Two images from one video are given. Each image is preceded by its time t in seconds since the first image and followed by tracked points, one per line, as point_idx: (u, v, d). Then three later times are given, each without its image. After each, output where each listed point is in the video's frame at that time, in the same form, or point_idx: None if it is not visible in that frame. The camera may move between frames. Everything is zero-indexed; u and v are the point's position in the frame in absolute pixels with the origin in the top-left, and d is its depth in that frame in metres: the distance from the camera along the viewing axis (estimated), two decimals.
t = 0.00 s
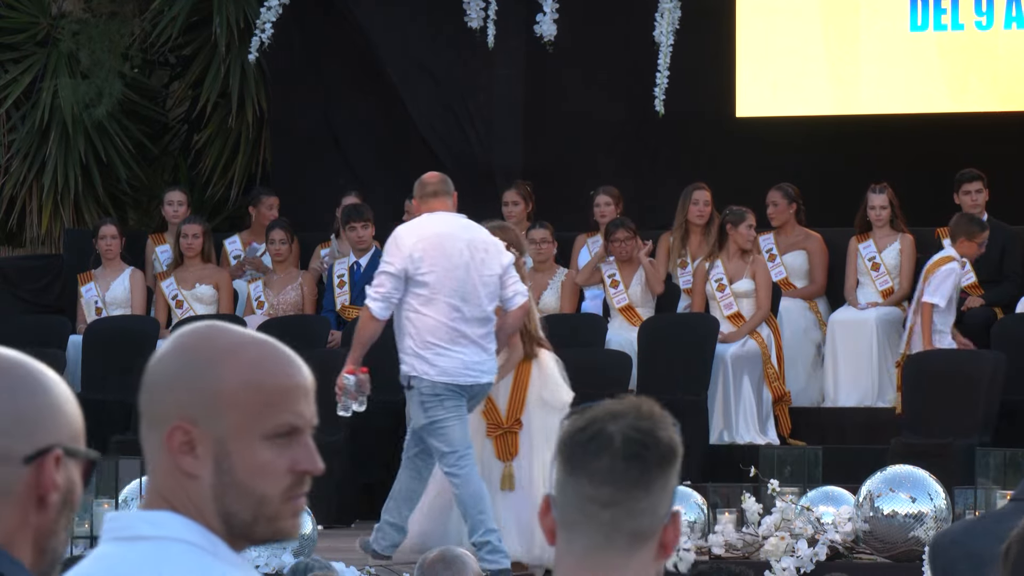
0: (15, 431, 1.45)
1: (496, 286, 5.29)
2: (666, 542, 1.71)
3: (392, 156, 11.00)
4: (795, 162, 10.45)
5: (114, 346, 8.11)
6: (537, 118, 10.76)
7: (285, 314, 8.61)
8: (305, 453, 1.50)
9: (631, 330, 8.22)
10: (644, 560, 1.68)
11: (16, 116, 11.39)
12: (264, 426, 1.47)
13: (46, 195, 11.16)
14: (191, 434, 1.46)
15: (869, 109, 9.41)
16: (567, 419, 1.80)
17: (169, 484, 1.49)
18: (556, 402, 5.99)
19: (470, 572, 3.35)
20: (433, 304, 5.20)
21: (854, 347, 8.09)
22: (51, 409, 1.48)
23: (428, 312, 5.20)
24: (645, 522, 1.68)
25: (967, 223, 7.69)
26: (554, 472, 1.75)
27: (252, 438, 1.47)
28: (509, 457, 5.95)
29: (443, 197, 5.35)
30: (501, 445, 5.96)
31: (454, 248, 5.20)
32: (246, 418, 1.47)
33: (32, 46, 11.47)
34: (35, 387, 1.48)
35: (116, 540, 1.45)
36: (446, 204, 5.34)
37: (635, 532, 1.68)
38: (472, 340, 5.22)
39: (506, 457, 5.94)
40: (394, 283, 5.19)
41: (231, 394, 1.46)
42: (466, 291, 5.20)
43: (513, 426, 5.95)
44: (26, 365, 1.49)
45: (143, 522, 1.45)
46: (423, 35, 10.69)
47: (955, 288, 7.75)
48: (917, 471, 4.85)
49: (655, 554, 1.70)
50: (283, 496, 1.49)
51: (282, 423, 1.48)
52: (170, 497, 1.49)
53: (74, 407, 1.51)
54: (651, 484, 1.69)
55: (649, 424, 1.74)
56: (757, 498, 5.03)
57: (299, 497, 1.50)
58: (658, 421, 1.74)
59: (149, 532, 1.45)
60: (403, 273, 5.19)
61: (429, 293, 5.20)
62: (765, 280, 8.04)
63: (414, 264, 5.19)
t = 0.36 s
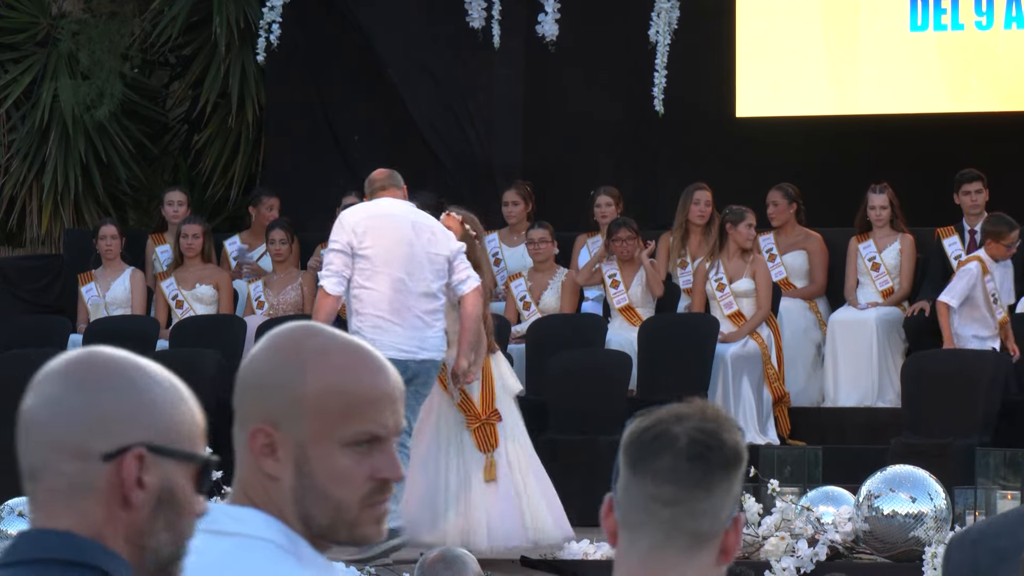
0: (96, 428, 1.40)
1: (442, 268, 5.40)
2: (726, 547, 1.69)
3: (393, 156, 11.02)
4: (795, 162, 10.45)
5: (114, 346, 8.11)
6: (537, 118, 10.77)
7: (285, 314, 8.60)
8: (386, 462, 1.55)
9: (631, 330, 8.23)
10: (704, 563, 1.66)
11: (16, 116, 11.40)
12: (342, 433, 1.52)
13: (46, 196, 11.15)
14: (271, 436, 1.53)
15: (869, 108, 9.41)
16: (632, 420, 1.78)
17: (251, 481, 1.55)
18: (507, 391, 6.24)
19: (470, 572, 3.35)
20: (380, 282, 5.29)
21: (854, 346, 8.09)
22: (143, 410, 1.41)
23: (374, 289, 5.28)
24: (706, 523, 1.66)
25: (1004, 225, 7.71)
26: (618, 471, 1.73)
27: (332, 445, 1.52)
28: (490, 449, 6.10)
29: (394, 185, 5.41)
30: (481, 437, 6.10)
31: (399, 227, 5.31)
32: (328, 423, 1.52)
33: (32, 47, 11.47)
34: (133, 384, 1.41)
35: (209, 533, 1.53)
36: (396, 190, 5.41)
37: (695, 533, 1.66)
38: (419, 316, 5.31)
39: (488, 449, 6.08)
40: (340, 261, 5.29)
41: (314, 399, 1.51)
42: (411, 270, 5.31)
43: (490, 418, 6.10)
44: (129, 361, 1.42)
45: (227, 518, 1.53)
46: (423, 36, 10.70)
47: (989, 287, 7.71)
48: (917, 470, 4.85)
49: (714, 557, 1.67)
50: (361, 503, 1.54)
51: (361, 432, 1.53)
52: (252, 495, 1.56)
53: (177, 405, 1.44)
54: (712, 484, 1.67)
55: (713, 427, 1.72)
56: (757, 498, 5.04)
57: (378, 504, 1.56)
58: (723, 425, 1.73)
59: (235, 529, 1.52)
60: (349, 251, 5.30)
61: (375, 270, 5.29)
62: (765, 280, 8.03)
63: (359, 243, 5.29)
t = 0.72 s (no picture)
0: (158, 430, 1.31)
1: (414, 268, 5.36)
2: (739, 546, 1.63)
3: (394, 155, 11.02)
4: (796, 162, 10.45)
5: (114, 346, 8.11)
6: (537, 118, 10.77)
7: (284, 314, 8.62)
8: (372, 450, 1.73)
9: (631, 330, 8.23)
10: (711, 560, 1.63)
11: (16, 116, 11.40)
12: (326, 421, 1.71)
13: (46, 196, 11.15)
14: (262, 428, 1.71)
15: (869, 108, 9.41)
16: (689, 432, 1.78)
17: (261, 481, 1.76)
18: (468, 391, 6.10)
19: None
20: (346, 273, 5.26)
21: (854, 347, 8.09)
22: (210, 419, 1.31)
23: (338, 279, 5.27)
24: (706, 515, 1.63)
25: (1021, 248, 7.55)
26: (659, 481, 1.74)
27: (318, 434, 1.71)
28: (473, 447, 5.99)
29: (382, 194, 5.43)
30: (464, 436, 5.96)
31: (374, 222, 5.28)
32: (314, 412, 1.71)
33: (32, 47, 11.48)
34: (209, 388, 1.31)
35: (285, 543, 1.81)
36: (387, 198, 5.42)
37: (700, 530, 1.64)
38: (379, 309, 5.26)
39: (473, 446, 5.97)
40: (311, 251, 5.30)
41: (299, 388, 1.71)
42: (378, 264, 5.27)
43: (470, 415, 5.98)
44: (209, 361, 1.33)
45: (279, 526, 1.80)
46: (423, 36, 10.71)
47: (1002, 305, 7.60)
48: (917, 470, 4.84)
49: (726, 555, 1.63)
50: (349, 492, 1.72)
51: (344, 420, 1.71)
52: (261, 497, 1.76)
53: (253, 409, 1.33)
54: (705, 476, 1.64)
55: (727, 426, 1.67)
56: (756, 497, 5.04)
57: (369, 490, 1.73)
58: (742, 424, 1.67)
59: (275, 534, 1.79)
60: (320, 242, 5.30)
61: (342, 261, 5.27)
62: (765, 280, 8.04)
63: (331, 234, 5.29)
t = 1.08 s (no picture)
0: (94, 429, 1.29)
1: (410, 268, 5.34)
2: (740, 549, 1.65)
3: (394, 155, 11.03)
4: (795, 162, 10.46)
5: (114, 346, 8.11)
6: (537, 118, 10.78)
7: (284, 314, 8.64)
8: (354, 443, 1.66)
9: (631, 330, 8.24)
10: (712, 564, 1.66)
11: (16, 116, 11.41)
12: (305, 416, 1.65)
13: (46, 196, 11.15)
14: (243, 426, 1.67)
15: (869, 108, 9.41)
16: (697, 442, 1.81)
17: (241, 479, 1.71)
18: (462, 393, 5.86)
19: None
20: (340, 275, 5.29)
21: (853, 347, 8.10)
22: (153, 418, 1.30)
23: (332, 282, 5.30)
24: (706, 520, 1.66)
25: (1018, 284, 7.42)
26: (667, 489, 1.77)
27: (296, 429, 1.65)
28: (459, 448, 5.78)
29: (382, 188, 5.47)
30: (449, 436, 5.77)
31: (367, 223, 5.29)
32: (290, 407, 1.65)
33: (32, 47, 11.50)
34: (147, 384, 1.30)
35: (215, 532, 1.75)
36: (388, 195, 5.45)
37: (700, 534, 1.67)
38: (371, 310, 5.27)
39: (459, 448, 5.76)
40: (308, 255, 5.36)
41: (276, 385, 1.65)
42: (371, 266, 5.28)
43: (457, 416, 5.77)
44: (146, 356, 1.31)
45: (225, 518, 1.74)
46: (423, 36, 10.74)
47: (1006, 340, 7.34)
48: (917, 470, 4.84)
49: (728, 559, 1.65)
50: (332, 486, 1.67)
51: (324, 414, 1.65)
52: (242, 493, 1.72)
53: (192, 403, 1.31)
54: (704, 481, 1.67)
55: (730, 433, 1.70)
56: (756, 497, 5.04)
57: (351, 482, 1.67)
58: (744, 432, 1.70)
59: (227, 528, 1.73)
60: (316, 245, 5.35)
61: (335, 263, 5.30)
62: (766, 280, 8.04)
63: (326, 237, 5.33)
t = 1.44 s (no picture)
0: (22, 433, 1.45)
1: (404, 268, 5.34)
2: (727, 536, 1.75)
3: (394, 154, 11.02)
4: (793, 163, 10.47)
5: (115, 347, 8.12)
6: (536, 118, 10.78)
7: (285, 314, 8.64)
8: (350, 445, 1.59)
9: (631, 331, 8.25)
10: (701, 551, 1.76)
11: (16, 116, 11.42)
12: (300, 421, 1.57)
13: (46, 196, 11.15)
14: (239, 429, 1.58)
15: (869, 108, 9.41)
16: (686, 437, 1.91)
17: (234, 485, 1.61)
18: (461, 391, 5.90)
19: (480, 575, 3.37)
20: (331, 273, 5.29)
21: (853, 347, 8.10)
22: (81, 423, 1.46)
23: (323, 280, 5.30)
24: (691, 510, 1.76)
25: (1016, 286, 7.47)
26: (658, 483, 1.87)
27: (290, 434, 1.57)
28: (462, 442, 5.81)
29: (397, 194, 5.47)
30: (452, 430, 5.80)
31: (362, 223, 5.29)
32: (283, 412, 1.57)
33: (32, 47, 11.50)
34: (73, 389, 1.46)
35: (190, 534, 1.60)
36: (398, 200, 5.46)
37: (688, 523, 1.77)
38: (361, 307, 5.27)
39: (462, 441, 5.80)
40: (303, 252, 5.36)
41: (270, 389, 1.57)
42: (363, 266, 5.28)
43: (459, 411, 5.80)
44: (71, 364, 1.47)
45: (206, 521, 1.60)
46: (424, 36, 10.73)
47: (1006, 345, 7.40)
48: (918, 470, 4.84)
49: (716, 547, 1.75)
50: (327, 488, 1.59)
51: (319, 418, 1.57)
52: (234, 499, 1.61)
53: (113, 407, 1.48)
54: (689, 473, 1.77)
55: (714, 427, 1.80)
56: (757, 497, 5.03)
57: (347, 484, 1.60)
58: (728, 424, 1.81)
59: (209, 531, 1.59)
60: (311, 243, 5.35)
61: (328, 260, 5.31)
62: (767, 280, 8.04)
63: (320, 235, 5.33)
